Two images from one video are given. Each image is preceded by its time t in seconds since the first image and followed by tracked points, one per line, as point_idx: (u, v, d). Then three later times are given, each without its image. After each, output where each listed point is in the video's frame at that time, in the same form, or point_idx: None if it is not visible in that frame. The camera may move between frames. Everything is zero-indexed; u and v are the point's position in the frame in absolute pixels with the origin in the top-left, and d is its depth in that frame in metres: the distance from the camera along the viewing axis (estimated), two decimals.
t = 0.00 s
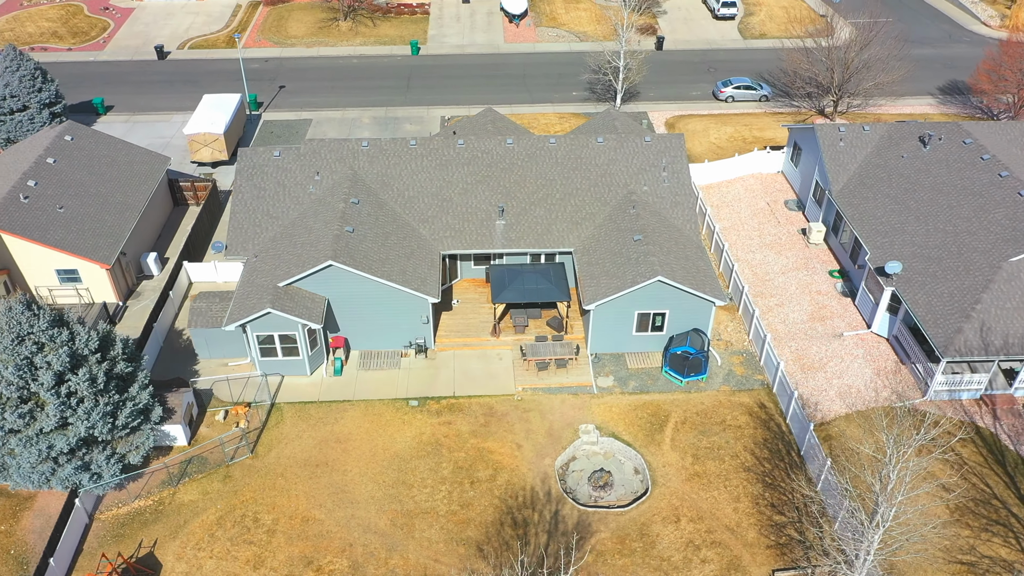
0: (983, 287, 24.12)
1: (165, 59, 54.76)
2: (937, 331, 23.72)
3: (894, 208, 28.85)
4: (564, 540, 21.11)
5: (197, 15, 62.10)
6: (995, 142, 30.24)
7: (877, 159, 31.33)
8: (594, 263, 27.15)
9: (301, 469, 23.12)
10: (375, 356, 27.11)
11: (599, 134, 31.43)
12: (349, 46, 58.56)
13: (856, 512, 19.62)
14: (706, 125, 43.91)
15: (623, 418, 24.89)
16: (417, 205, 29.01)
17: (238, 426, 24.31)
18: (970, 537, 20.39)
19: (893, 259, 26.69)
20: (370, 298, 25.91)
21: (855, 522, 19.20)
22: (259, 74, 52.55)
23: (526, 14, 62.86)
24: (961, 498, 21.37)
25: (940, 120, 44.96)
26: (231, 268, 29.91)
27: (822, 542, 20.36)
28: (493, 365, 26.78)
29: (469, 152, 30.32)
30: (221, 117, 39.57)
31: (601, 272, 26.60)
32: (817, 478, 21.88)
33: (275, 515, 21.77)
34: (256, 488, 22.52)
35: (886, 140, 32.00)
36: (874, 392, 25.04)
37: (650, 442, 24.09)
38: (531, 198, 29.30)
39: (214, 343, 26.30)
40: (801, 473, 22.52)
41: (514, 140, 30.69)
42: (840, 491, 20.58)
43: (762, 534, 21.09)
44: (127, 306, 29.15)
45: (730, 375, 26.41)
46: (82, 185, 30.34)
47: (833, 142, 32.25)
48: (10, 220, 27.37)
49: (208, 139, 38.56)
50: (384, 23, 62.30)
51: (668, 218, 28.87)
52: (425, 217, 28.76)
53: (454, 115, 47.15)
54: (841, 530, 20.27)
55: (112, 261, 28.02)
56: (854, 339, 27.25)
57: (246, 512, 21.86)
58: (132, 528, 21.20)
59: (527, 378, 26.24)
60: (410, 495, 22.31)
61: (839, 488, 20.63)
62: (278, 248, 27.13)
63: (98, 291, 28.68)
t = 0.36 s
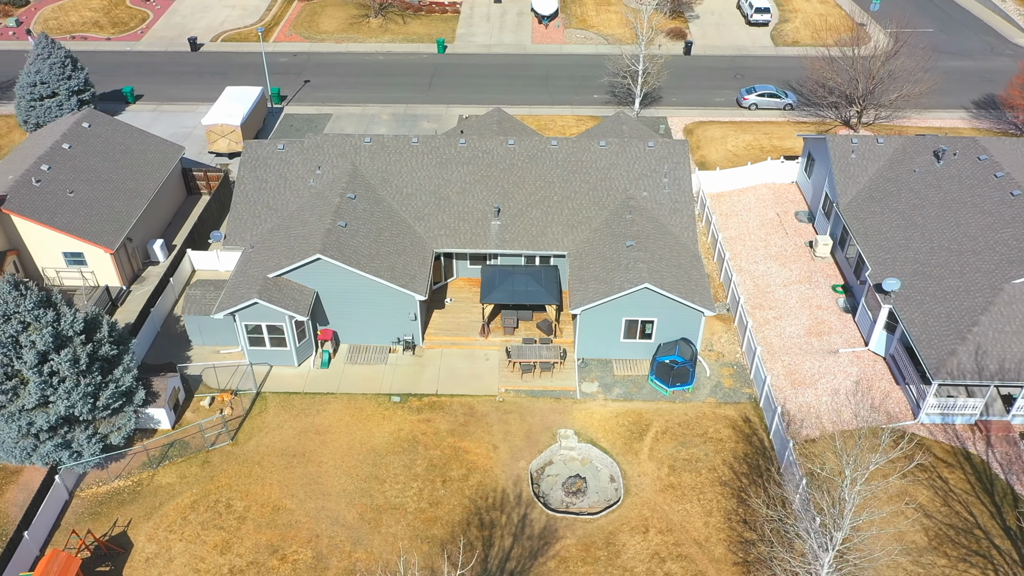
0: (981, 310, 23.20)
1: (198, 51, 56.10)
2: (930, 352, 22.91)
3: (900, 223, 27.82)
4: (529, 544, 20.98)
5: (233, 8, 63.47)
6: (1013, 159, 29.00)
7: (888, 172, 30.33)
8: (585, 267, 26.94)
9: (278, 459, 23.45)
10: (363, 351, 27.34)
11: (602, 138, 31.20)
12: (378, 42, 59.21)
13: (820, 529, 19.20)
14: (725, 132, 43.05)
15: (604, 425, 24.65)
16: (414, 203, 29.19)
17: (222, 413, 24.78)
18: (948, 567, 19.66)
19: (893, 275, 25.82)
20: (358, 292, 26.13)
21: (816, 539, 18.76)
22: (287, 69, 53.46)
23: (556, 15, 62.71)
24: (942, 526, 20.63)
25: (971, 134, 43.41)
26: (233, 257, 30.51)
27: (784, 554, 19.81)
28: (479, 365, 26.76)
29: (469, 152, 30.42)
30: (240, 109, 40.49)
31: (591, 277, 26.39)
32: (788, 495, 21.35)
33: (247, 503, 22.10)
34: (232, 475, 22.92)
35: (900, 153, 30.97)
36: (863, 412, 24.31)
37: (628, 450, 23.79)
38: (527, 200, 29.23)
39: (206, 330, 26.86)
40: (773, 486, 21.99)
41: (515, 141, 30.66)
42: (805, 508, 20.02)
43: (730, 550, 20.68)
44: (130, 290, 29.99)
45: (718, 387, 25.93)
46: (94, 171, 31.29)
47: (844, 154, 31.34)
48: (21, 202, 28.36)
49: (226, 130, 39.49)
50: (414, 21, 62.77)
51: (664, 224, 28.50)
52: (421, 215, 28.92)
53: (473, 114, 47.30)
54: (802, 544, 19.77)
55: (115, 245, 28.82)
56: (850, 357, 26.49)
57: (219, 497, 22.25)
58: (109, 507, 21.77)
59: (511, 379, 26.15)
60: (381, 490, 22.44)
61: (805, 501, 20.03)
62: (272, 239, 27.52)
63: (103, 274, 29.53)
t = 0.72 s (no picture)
0: (977, 332, 22.33)
1: (230, 44, 57.24)
2: (920, 373, 22.14)
3: (905, 239, 26.97)
4: (493, 546, 20.90)
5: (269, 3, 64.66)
6: None
7: (899, 186, 29.37)
8: (575, 271, 26.73)
9: (257, 447, 23.80)
10: (353, 345, 27.58)
11: (605, 141, 30.92)
12: (406, 40, 59.69)
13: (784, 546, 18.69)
14: (744, 140, 42.22)
15: (584, 430, 24.41)
16: (412, 200, 29.35)
17: (208, 399, 25.26)
18: None
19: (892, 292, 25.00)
20: (347, 286, 26.36)
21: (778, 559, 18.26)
22: (314, 64, 54.24)
23: (586, 17, 62.35)
24: (918, 553, 19.94)
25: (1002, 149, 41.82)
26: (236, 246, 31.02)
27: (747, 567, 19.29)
28: (464, 364, 26.75)
29: (470, 151, 30.47)
30: (258, 101, 41.29)
31: (580, 281, 26.16)
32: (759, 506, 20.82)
33: (222, 488, 22.48)
34: (211, 460, 23.35)
35: (913, 167, 29.96)
36: (849, 430, 23.62)
37: (604, 457, 23.51)
38: (524, 201, 29.13)
39: (201, 317, 27.42)
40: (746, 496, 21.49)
41: (517, 141, 30.59)
42: (774, 508, 19.29)
43: (695, 565, 20.31)
44: (135, 274, 30.76)
45: (704, 398, 25.44)
46: (108, 157, 32.20)
47: (854, 166, 30.44)
48: (33, 185, 29.33)
49: (243, 122, 40.40)
50: (445, 19, 63.12)
51: (660, 230, 28.11)
52: (417, 212, 29.06)
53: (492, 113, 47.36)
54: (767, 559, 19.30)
55: (121, 230, 29.61)
56: (843, 374, 25.75)
57: (195, 481, 22.69)
58: (89, 485, 22.37)
59: (494, 380, 26.07)
60: (353, 483, 22.62)
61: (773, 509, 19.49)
62: (269, 230, 27.94)
63: (110, 259, 30.37)
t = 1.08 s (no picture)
0: (968, 354, 21.55)
1: (260, 39, 58.22)
2: (906, 393, 21.44)
3: (907, 254, 26.14)
4: (458, 546, 20.84)
5: None
6: None
7: (907, 200, 28.48)
8: (564, 274, 26.54)
9: (238, 435, 24.17)
10: (342, 339, 27.80)
11: (607, 144, 30.63)
12: (432, 38, 59.99)
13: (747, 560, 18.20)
14: (761, 147, 41.43)
15: (563, 434, 24.19)
16: (409, 197, 29.48)
17: (196, 386, 25.75)
18: None
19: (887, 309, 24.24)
20: (337, 281, 26.59)
21: None
22: (339, 60, 54.88)
23: (614, 20, 61.88)
24: None
25: None
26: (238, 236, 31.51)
27: None
28: (451, 363, 26.76)
29: (471, 150, 30.46)
30: (274, 95, 42.23)
31: (568, 284, 25.96)
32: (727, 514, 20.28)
33: (200, 474, 22.88)
34: (192, 446, 23.79)
35: (923, 181, 29.03)
36: (833, 449, 23.01)
37: (581, 463, 23.26)
38: (521, 202, 29.02)
39: (196, 304, 27.96)
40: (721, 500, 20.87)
41: (518, 142, 30.49)
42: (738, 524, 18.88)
43: None
44: (140, 261, 31.62)
45: (688, 409, 25.02)
46: (121, 146, 33.07)
47: (863, 178, 29.63)
48: (45, 170, 30.29)
49: (259, 116, 41.58)
50: (473, 18, 63.29)
51: (655, 236, 27.73)
52: (414, 209, 29.17)
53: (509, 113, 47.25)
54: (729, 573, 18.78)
55: (126, 217, 30.43)
56: (834, 391, 25.07)
57: (175, 466, 23.14)
58: (74, 464, 23.00)
59: (478, 381, 26.03)
60: (327, 476, 22.81)
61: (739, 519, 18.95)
62: (266, 222, 28.35)
63: (117, 245, 31.23)
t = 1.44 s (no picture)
0: (956, 377, 20.80)
1: (291, 33, 59.14)
2: (888, 414, 20.78)
3: (908, 270, 25.30)
4: (421, 544, 20.85)
5: None
6: None
7: (914, 215, 27.60)
8: (553, 276, 26.39)
9: (221, 422, 24.61)
10: (333, 332, 28.09)
11: (609, 148, 30.36)
12: (460, 37, 60.24)
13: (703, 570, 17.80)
14: (778, 156, 40.59)
15: (540, 438, 24.03)
16: (407, 194, 29.65)
17: (187, 371, 26.29)
18: None
19: (879, 327, 23.52)
20: (328, 274, 26.87)
21: None
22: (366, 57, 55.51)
23: (644, 23, 61.30)
24: None
25: None
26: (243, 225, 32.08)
27: None
28: (437, 361, 26.81)
29: (472, 149, 30.50)
30: (295, 89, 43.04)
31: (555, 287, 25.79)
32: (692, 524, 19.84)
33: (179, 458, 23.35)
34: (176, 430, 24.30)
35: (933, 196, 28.11)
36: (813, 467, 22.43)
37: (555, 467, 23.08)
38: (517, 202, 28.94)
39: (194, 291, 28.56)
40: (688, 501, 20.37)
41: (519, 142, 30.42)
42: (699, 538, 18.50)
43: None
44: (148, 246, 32.39)
45: (670, 418, 24.63)
46: (136, 134, 34.01)
47: (870, 191, 28.83)
48: (60, 154, 31.32)
49: (279, 108, 42.28)
50: (503, 18, 63.38)
51: (649, 242, 27.39)
52: (412, 206, 29.33)
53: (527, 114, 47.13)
54: None
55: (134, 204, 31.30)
56: (822, 408, 24.42)
57: (157, 448, 23.66)
58: (61, 441, 23.69)
59: (462, 380, 26.04)
60: (302, 466, 23.07)
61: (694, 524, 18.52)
62: (264, 213, 28.81)
63: (125, 230, 32.12)
